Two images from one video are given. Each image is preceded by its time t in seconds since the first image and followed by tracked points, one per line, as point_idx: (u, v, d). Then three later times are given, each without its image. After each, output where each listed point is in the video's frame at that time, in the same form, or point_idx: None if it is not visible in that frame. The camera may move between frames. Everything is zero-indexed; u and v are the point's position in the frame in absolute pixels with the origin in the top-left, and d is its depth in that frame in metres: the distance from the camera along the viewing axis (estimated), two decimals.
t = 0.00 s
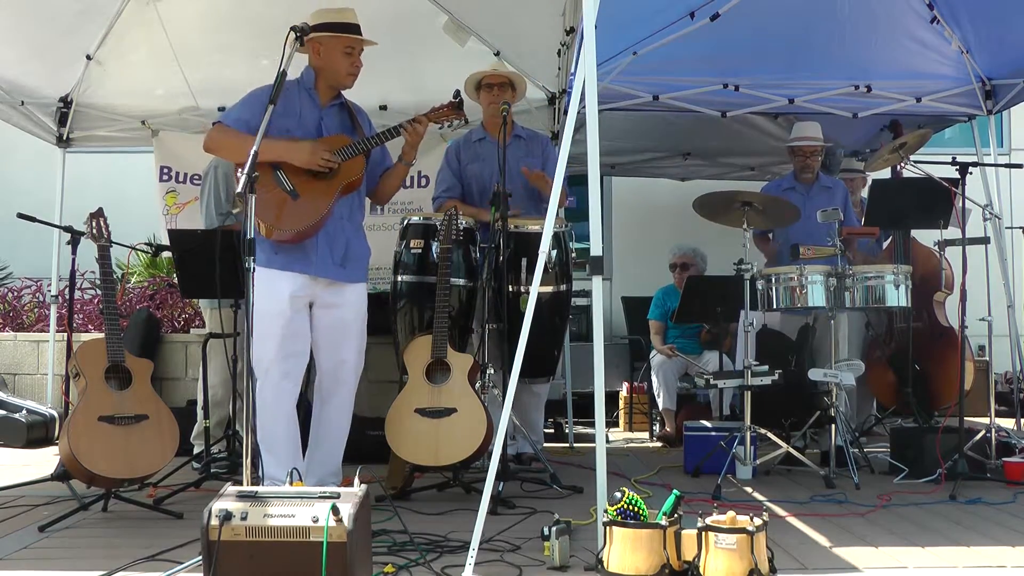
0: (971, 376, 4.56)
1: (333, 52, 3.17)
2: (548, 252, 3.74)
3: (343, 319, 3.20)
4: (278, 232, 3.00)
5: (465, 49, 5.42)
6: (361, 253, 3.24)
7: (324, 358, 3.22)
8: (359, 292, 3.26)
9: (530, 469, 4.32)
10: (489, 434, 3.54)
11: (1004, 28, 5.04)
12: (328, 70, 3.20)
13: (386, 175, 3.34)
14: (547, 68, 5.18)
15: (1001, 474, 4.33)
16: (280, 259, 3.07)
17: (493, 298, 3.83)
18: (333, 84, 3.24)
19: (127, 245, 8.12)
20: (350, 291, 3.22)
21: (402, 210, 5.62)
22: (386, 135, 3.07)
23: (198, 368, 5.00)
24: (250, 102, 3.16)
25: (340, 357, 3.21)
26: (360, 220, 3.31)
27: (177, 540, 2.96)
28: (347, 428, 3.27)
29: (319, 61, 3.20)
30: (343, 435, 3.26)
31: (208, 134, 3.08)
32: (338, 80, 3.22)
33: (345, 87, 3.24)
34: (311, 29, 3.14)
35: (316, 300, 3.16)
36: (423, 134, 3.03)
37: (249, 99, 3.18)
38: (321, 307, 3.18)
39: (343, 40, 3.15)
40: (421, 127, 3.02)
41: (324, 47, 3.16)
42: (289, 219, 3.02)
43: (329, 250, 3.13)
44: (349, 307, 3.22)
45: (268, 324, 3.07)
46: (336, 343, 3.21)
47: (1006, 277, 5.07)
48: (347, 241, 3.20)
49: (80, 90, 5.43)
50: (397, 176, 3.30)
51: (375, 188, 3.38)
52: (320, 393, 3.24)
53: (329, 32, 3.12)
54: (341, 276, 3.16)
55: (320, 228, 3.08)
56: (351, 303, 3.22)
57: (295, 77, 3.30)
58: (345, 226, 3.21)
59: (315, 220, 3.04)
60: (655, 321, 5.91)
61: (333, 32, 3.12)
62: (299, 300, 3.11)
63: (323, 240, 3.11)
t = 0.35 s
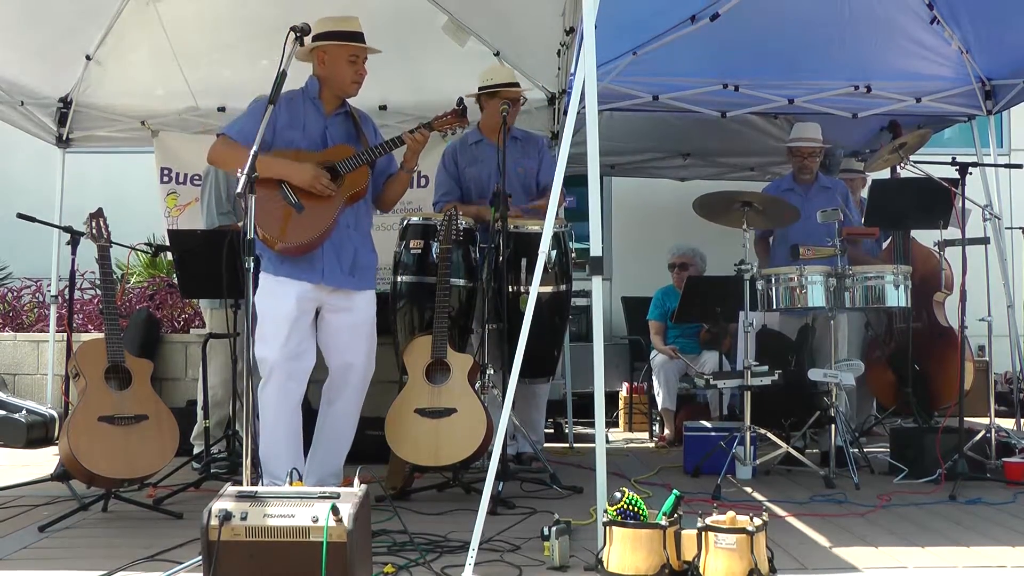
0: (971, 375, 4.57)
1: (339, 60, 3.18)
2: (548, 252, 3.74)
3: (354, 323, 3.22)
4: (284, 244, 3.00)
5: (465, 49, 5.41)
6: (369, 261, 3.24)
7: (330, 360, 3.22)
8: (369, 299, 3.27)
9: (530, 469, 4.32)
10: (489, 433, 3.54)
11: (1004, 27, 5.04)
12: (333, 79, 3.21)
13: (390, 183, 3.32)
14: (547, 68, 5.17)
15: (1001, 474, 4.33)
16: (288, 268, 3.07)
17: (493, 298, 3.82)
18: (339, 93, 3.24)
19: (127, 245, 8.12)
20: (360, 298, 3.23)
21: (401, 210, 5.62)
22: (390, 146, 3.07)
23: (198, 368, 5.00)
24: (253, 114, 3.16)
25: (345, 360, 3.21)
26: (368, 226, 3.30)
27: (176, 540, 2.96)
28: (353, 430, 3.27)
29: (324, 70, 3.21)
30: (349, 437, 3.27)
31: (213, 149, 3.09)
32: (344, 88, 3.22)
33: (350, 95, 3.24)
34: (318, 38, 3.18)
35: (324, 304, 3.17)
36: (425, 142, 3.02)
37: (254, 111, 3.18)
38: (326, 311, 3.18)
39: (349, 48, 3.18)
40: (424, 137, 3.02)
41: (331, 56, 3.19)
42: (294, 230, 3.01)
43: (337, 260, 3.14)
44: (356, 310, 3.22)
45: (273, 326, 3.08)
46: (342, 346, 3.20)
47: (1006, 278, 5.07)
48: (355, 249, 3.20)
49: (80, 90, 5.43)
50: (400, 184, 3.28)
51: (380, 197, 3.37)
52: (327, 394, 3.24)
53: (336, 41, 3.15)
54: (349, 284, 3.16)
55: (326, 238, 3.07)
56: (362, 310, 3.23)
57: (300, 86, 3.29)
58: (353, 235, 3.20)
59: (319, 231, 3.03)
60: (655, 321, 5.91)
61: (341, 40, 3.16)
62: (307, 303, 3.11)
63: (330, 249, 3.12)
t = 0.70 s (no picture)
0: (970, 375, 4.58)
1: (340, 55, 3.18)
2: (548, 252, 3.73)
3: (350, 319, 3.21)
4: (285, 241, 2.99)
5: (465, 49, 5.42)
6: (369, 259, 3.24)
7: (329, 358, 3.21)
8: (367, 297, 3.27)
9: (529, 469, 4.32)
10: (489, 433, 3.54)
11: (1004, 26, 5.05)
12: (334, 74, 3.20)
13: (390, 180, 3.32)
14: (547, 69, 5.17)
15: (1001, 474, 4.32)
16: (288, 265, 3.07)
17: (493, 298, 3.82)
18: (340, 88, 3.24)
19: (127, 244, 8.12)
20: (358, 296, 3.23)
21: (401, 209, 5.62)
22: (392, 142, 3.07)
23: (198, 368, 4.99)
24: (254, 111, 3.16)
25: (345, 357, 3.21)
26: (368, 224, 3.29)
27: (176, 540, 2.96)
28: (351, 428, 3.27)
29: (326, 64, 3.20)
30: (347, 434, 3.27)
31: (214, 146, 3.09)
32: (346, 82, 3.22)
33: (354, 89, 3.24)
34: (319, 31, 3.15)
35: (322, 300, 3.16)
36: (426, 139, 3.02)
37: (255, 108, 3.18)
38: (324, 307, 3.18)
39: (350, 42, 3.17)
40: (423, 134, 3.01)
41: (332, 50, 3.17)
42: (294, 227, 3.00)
43: (337, 257, 3.14)
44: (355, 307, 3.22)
45: (276, 324, 3.08)
46: (342, 344, 3.20)
47: (1006, 277, 5.07)
48: (354, 246, 3.19)
49: (80, 90, 5.42)
50: (401, 182, 3.28)
51: (381, 193, 3.37)
52: (326, 391, 3.24)
53: (338, 33, 3.13)
54: (349, 282, 3.16)
55: (327, 235, 3.06)
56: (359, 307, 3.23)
57: (301, 82, 3.29)
58: (352, 233, 3.20)
59: (320, 228, 3.02)
60: (655, 321, 5.91)
61: (343, 33, 3.14)
62: (307, 299, 3.11)
63: (330, 246, 3.12)
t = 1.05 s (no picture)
0: (970, 375, 4.58)
1: (341, 49, 3.16)
2: (548, 252, 3.73)
3: (347, 317, 3.21)
4: (286, 234, 2.99)
5: (465, 49, 5.42)
6: (370, 253, 3.24)
7: (325, 358, 3.21)
8: (364, 294, 3.28)
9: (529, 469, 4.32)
10: (489, 433, 3.54)
11: (1003, 26, 5.06)
12: (334, 69, 3.19)
13: (395, 177, 3.33)
14: (547, 69, 5.17)
15: (1001, 474, 4.32)
16: (290, 259, 3.07)
17: (493, 298, 3.82)
18: (341, 83, 3.24)
19: (127, 245, 8.12)
20: (355, 292, 3.23)
21: (401, 209, 5.61)
22: (395, 136, 3.08)
23: (198, 368, 4.99)
24: (254, 105, 3.16)
25: (344, 356, 3.21)
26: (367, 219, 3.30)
27: (176, 540, 2.96)
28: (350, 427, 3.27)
29: (327, 59, 3.19)
30: (346, 434, 3.27)
31: (215, 139, 3.08)
32: (347, 77, 3.21)
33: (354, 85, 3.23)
34: (320, 27, 3.13)
35: (320, 298, 3.15)
36: (435, 133, 3.02)
37: (256, 102, 3.18)
38: (321, 306, 3.17)
39: (351, 37, 3.16)
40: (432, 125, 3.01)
41: (333, 45, 3.15)
42: (296, 220, 3.00)
43: (338, 251, 3.14)
44: (351, 307, 3.22)
45: (274, 322, 3.08)
46: (341, 343, 3.21)
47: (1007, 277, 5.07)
48: (355, 241, 3.20)
49: (81, 90, 5.43)
50: (407, 178, 3.29)
51: (385, 187, 3.38)
52: (320, 390, 3.24)
53: (340, 28, 3.12)
54: (349, 276, 3.16)
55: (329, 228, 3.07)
56: (354, 307, 3.23)
57: (301, 77, 3.29)
58: (353, 227, 3.20)
59: (323, 222, 3.03)
60: (655, 321, 5.91)
61: (344, 29, 3.12)
62: (306, 297, 3.11)
63: (332, 241, 3.12)
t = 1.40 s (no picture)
0: (971, 375, 4.57)
1: (347, 61, 3.18)
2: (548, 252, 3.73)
3: (353, 321, 3.21)
4: (283, 245, 2.99)
5: (465, 49, 5.42)
6: (368, 264, 3.25)
7: (330, 360, 3.21)
8: (369, 301, 3.28)
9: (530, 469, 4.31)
10: (489, 433, 3.54)
11: (1004, 25, 5.06)
12: (337, 81, 3.21)
13: (400, 188, 3.35)
14: (547, 69, 5.17)
15: (1001, 474, 4.32)
16: (287, 269, 3.08)
17: (494, 298, 3.81)
18: (342, 95, 3.24)
19: (127, 245, 8.12)
20: (360, 300, 3.24)
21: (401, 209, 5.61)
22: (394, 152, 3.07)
23: (198, 368, 5.00)
24: (255, 114, 3.16)
25: (349, 361, 3.20)
26: (366, 228, 3.30)
27: (176, 540, 2.96)
28: (353, 429, 3.27)
29: (331, 70, 3.20)
30: (349, 436, 3.27)
31: (214, 148, 3.08)
32: (350, 89, 3.22)
33: (358, 96, 3.24)
34: (325, 38, 3.15)
35: (323, 303, 3.17)
36: (432, 150, 3.00)
37: (256, 112, 3.18)
38: (326, 310, 3.19)
39: (356, 50, 3.18)
40: (430, 143, 2.99)
41: (339, 56, 3.18)
42: (292, 233, 3.00)
43: (336, 263, 3.15)
44: (359, 311, 3.22)
45: (273, 321, 3.07)
46: (345, 347, 3.20)
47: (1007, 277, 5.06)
48: (354, 252, 3.20)
49: (81, 89, 5.43)
50: (411, 189, 3.31)
51: (388, 199, 3.39)
52: (327, 391, 3.24)
53: (344, 40, 3.13)
54: (348, 288, 3.17)
55: (324, 241, 3.07)
56: (361, 311, 3.23)
57: (302, 88, 3.29)
58: (351, 239, 3.21)
59: (319, 235, 3.04)
60: (655, 321, 5.92)
61: (350, 42, 3.14)
62: (306, 299, 3.11)
63: (329, 253, 3.13)
